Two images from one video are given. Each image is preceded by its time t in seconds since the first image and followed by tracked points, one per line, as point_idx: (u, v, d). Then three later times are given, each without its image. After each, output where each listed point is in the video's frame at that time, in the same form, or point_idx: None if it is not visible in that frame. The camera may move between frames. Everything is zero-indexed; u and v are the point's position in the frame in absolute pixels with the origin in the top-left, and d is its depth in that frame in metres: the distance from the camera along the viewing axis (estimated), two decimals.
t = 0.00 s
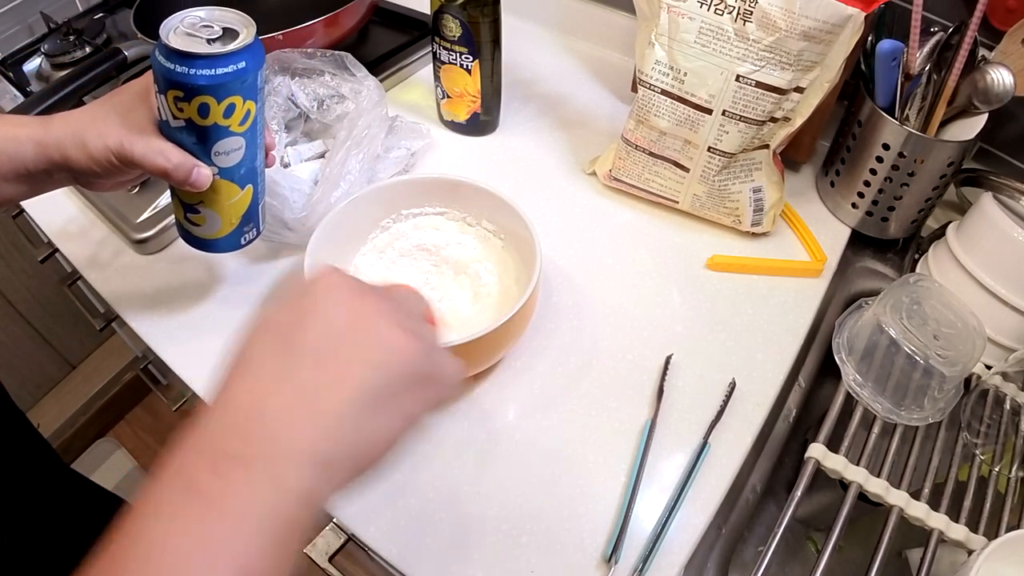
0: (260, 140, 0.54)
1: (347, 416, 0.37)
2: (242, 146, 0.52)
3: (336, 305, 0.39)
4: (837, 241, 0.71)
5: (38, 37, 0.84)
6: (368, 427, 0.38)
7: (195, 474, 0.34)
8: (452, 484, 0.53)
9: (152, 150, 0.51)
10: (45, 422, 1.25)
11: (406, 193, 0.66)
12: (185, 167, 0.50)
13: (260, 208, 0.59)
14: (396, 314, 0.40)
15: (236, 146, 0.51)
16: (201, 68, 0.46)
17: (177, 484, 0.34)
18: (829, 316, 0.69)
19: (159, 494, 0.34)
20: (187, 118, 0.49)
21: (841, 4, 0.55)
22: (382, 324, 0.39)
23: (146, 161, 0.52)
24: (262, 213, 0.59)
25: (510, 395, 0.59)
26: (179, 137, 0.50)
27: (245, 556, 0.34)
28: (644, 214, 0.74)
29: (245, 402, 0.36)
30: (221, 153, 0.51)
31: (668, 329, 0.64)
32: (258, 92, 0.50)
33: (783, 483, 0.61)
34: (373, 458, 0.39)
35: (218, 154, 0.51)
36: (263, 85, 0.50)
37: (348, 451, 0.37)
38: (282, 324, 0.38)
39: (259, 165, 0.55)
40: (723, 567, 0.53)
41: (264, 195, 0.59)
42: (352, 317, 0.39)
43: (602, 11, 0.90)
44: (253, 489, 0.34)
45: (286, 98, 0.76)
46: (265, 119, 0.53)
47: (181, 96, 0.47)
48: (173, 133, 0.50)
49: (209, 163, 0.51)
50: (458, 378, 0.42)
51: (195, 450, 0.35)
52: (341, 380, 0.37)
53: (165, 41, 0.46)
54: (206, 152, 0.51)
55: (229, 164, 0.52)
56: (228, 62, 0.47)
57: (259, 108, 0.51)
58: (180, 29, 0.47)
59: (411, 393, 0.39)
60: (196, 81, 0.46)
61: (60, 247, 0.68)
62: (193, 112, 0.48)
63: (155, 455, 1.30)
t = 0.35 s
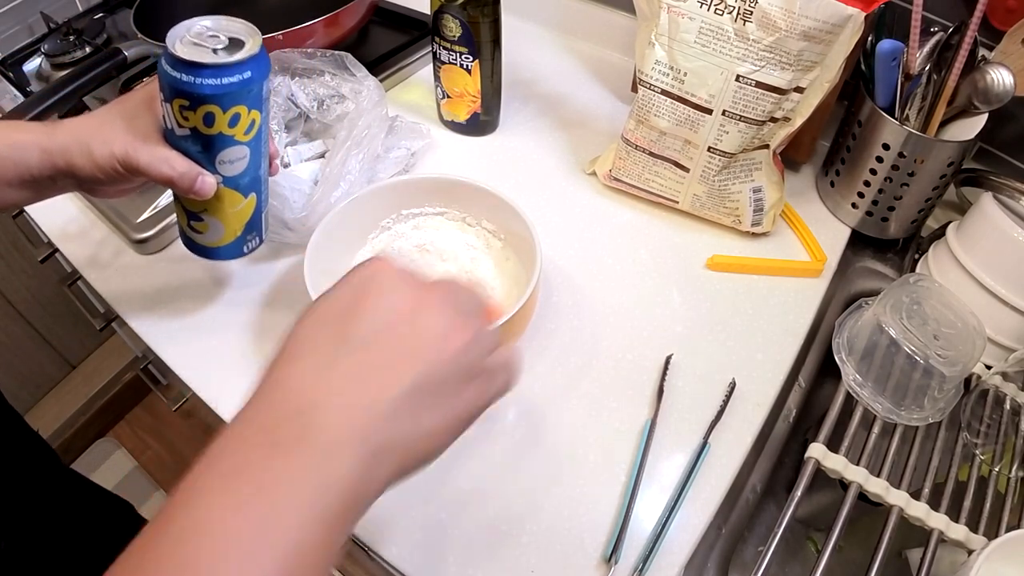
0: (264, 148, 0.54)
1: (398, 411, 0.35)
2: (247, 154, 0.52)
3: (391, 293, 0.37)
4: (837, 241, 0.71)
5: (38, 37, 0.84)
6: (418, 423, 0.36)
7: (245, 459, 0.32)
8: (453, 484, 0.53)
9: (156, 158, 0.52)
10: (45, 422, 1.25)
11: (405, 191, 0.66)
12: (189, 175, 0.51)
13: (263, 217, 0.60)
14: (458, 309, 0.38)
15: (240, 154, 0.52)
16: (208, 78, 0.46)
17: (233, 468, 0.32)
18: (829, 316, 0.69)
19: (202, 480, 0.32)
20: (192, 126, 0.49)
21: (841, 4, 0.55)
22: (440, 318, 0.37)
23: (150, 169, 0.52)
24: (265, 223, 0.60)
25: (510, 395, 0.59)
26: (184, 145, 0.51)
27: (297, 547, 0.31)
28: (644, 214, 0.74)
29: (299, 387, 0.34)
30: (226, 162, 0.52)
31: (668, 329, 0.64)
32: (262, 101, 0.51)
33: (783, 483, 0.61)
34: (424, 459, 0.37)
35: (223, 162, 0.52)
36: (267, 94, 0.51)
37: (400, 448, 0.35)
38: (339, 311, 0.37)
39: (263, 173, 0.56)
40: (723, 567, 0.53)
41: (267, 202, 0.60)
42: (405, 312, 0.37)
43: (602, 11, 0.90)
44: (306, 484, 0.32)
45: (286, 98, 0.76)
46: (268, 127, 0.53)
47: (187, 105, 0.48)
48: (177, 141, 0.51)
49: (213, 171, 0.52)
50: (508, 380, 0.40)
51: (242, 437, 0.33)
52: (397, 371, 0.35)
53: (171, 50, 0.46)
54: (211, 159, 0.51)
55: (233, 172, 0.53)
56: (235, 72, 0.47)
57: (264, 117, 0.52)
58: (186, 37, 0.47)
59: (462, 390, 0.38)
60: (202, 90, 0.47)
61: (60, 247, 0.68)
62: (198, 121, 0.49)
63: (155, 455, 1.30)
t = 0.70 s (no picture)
0: (288, 191, 0.53)
1: (430, 297, 0.36)
2: (269, 199, 0.51)
3: (406, 204, 0.40)
4: (838, 241, 0.71)
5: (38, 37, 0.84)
6: (445, 313, 0.36)
7: (266, 356, 0.32)
8: (453, 484, 0.53)
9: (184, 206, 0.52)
10: (45, 421, 1.25)
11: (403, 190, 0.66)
12: (212, 222, 0.51)
13: (297, 264, 0.58)
14: (471, 216, 0.40)
15: (262, 200, 0.51)
16: (224, 122, 0.45)
17: (257, 365, 0.32)
18: (829, 315, 0.69)
19: (222, 386, 0.32)
20: (213, 172, 0.48)
21: (841, 4, 0.55)
22: (456, 224, 0.39)
23: (177, 216, 0.52)
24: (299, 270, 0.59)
25: (510, 395, 0.59)
26: (208, 193, 0.50)
27: (333, 430, 0.31)
28: (645, 215, 0.74)
29: (329, 290, 0.35)
30: (249, 207, 0.51)
31: (668, 329, 0.64)
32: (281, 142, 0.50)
33: (783, 483, 0.61)
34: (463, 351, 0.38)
35: (246, 208, 0.51)
36: (286, 136, 0.50)
37: (435, 334, 0.36)
38: (356, 228, 0.39)
39: (289, 220, 0.55)
40: (723, 567, 0.53)
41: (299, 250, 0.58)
42: (425, 216, 0.39)
43: (602, 11, 0.90)
44: (337, 369, 0.32)
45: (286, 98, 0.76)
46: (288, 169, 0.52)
47: (205, 151, 0.47)
48: (202, 189, 0.50)
49: (237, 218, 0.51)
50: (529, 278, 0.42)
51: (271, 337, 0.33)
52: (418, 271, 0.36)
53: (188, 98, 0.46)
54: (234, 206, 0.51)
55: (257, 219, 0.52)
56: (250, 115, 0.46)
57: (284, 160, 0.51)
58: (203, 86, 0.46)
59: (488, 282, 0.39)
60: (219, 135, 0.46)
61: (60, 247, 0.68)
62: (217, 166, 0.48)
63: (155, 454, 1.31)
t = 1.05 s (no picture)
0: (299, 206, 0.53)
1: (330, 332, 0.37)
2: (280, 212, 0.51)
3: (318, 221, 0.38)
4: (838, 241, 0.71)
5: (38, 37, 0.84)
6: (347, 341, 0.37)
7: (184, 373, 0.33)
8: (454, 484, 0.53)
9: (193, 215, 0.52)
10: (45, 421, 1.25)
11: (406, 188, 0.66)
12: (222, 234, 0.51)
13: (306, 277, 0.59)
14: (379, 237, 0.40)
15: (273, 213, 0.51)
16: (235, 132, 0.46)
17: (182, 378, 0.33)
18: (829, 315, 0.69)
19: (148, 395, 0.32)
20: (223, 183, 0.49)
21: (841, 4, 0.55)
22: (363, 244, 0.39)
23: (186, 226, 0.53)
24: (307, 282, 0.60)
25: (510, 395, 0.59)
26: (218, 203, 0.51)
27: (234, 458, 0.32)
28: (644, 215, 0.74)
29: (240, 305, 0.35)
30: (259, 219, 0.51)
31: (668, 329, 0.64)
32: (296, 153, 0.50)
33: (783, 482, 0.61)
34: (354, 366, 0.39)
35: (256, 220, 0.51)
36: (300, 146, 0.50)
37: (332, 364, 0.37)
38: (275, 234, 0.38)
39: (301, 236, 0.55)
40: (723, 567, 0.53)
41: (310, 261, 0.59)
42: (340, 233, 0.39)
43: (602, 11, 0.90)
44: (243, 397, 0.33)
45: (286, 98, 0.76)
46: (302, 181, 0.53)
47: (217, 161, 0.47)
48: (212, 199, 0.51)
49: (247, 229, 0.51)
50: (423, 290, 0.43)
51: (184, 359, 0.33)
52: (329, 288, 0.37)
53: (202, 110, 0.47)
54: (244, 217, 0.51)
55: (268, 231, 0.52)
56: (261, 127, 0.47)
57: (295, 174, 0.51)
58: (217, 99, 0.48)
59: (391, 300, 0.40)
60: (230, 145, 0.46)
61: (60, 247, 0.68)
62: (228, 177, 0.48)
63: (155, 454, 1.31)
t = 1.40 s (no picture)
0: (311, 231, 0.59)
1: (393, 429, 0.38)
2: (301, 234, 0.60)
3: (389, 291, 0.40)
4: (837, 241, 0.71)
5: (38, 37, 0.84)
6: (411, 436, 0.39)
7: (259, 440, 0.35)
8: (453, 484, 0.53)
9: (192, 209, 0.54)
10: (45, 422, 1.25)
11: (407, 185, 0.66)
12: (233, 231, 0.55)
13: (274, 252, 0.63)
14: (449, 322, 0.41)
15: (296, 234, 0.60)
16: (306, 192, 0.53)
17: (257, 444, 0.35)
18: (829, 315, 0.69)
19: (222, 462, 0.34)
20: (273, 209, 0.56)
21: (841, 4, 0.55)
22: (436, 328, 0.40)
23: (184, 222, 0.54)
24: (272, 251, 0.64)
25: (510, 394, 0.59)
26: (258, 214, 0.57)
27: (303, 534, 0.34)
28: (644, 215, 0.74)
29: (309, 377, 0.37)
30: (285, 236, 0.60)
31: (667, 329, 0.64)
32: (301, 174, 0.52)
33: (783, 482, 0.61)
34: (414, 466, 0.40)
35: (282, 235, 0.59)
36: (307, 170, 0.52)
37: (395, 454, 0.38)
38: (342, 306, 0.39)
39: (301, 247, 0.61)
40: (723, 568, 0.53)
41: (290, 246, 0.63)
42: (408, 307, 0.40)
43: (602, 11, 0.90)
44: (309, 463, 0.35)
45: (286, 98, 0.76)
46: (311, 206, 0.54)
47: (279, 200, 0.55)
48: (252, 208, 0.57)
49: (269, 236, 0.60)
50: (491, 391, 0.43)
51: (256, 423, 0.36)
52: (396, 368, 0.38)
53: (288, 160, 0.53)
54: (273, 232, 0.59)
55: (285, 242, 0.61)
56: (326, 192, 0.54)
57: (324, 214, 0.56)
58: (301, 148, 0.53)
59: (456, 394, 0.41)
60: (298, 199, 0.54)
61: (59, 247, 0.68)
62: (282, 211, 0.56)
63: (155, 454, 1.31)
